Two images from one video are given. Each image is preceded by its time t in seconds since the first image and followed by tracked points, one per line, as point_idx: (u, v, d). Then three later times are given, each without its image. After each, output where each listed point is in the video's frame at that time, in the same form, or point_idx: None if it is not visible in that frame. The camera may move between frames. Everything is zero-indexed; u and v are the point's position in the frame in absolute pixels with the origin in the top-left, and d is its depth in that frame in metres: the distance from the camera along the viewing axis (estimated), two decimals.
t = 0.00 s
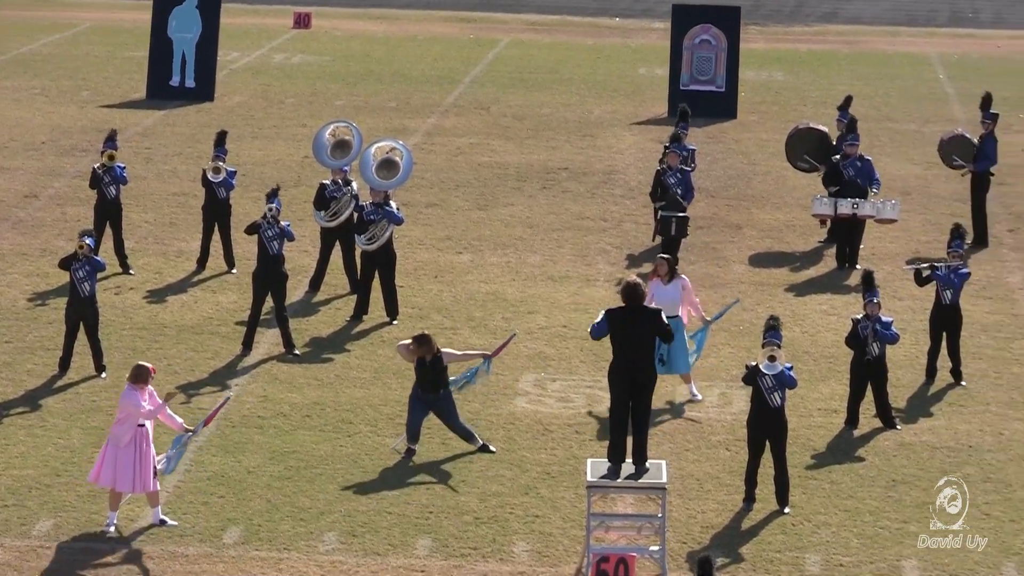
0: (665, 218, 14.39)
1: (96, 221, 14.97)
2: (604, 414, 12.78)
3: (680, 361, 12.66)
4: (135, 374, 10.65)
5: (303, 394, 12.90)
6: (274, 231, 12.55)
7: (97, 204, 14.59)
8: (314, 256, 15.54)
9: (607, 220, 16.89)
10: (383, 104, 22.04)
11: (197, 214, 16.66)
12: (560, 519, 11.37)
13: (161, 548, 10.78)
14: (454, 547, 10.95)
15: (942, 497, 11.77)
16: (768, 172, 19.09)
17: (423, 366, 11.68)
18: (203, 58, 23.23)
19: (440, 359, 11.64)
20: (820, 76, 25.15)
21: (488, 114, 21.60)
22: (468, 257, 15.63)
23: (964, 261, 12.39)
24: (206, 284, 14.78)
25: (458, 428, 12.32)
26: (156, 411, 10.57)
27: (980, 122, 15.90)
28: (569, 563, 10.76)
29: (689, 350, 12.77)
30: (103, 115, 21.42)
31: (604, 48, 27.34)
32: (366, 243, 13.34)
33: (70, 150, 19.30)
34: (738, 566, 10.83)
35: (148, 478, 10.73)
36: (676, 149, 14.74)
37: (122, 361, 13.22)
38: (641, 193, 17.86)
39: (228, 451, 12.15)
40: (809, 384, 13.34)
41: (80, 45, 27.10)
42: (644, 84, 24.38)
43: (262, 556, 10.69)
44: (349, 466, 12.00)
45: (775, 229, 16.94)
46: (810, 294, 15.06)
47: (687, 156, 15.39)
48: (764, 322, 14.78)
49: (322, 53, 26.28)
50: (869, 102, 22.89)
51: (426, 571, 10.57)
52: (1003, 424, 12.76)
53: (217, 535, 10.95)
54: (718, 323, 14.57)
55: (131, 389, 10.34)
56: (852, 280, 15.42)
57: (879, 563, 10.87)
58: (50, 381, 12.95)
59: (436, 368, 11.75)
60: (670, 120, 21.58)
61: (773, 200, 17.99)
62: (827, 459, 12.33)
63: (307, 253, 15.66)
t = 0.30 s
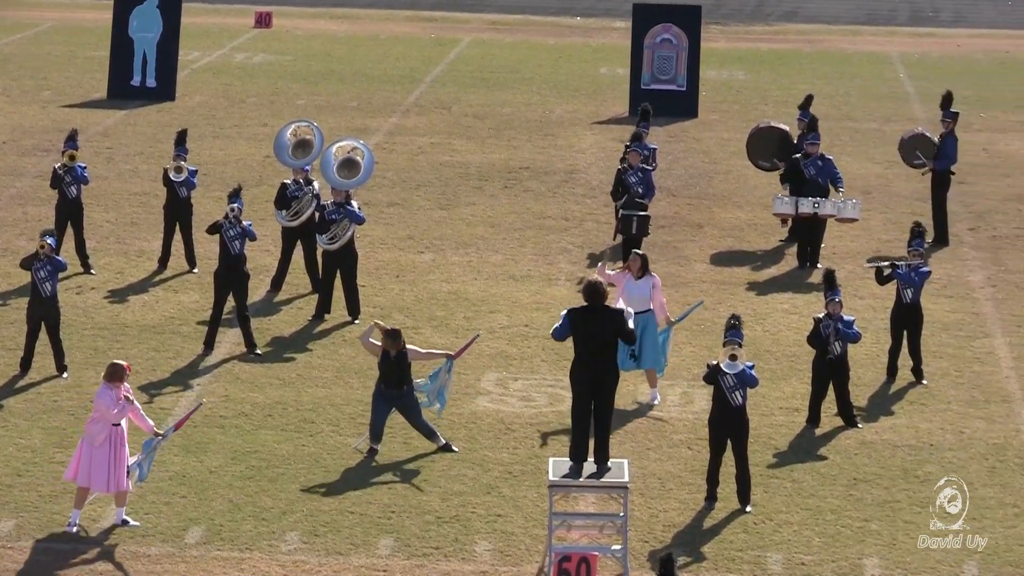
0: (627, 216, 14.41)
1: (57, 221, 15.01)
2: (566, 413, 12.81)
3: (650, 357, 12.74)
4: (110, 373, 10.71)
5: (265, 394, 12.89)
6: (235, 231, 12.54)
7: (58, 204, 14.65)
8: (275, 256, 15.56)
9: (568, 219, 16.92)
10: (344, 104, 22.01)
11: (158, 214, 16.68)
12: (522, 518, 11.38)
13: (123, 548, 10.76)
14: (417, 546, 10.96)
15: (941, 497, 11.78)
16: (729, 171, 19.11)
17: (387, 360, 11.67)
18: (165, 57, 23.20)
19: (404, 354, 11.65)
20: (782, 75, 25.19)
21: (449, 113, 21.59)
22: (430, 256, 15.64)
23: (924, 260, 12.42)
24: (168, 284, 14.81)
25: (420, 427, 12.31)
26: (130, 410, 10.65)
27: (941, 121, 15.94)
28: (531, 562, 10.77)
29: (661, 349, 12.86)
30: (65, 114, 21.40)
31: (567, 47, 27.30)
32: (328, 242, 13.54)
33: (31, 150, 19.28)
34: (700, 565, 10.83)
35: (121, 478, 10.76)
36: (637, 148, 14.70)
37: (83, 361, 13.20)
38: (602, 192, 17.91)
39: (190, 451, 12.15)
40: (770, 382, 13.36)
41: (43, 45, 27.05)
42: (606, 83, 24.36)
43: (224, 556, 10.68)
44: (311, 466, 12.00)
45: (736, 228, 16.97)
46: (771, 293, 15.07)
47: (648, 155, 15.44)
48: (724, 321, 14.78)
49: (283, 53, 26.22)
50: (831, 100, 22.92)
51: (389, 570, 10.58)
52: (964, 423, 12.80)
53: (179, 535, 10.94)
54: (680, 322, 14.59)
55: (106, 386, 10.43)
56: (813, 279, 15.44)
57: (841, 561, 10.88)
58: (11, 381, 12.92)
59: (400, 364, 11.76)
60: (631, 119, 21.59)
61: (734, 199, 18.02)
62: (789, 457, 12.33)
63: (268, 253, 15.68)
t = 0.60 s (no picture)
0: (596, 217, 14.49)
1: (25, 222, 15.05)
2: (535, 413, 12.83)
3: (634, 354, 12.68)
4: (89, 372, 10.69)
5: (235, 394, 12.90)
6: (205, 231, 12.55)
7: (27, 205, 14.73)
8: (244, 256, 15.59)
9: (537, 219, 16.95)
10: (312, 104, 21.96)
11: (126, 214, 16.72)
12: (492, 518, 11.39)
13: (93, 548, 10.76)
14: (386, 546, 10.96)
15: (941, 497, 11.79)
16: (698, 171, 19.11)
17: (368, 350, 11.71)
18: (133, 56, 23.17)
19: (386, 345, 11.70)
20: (750, 75, 24.90)
21: (418, 113, 21.53)
22: (398, 257, 15.64)
23: (892, 259, 12.46)
24: (136, 284, 14.84)
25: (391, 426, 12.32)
26: (107, 410, 10.63)
27: (909, 120, 16.08)
28: (501, 562, 10.79)
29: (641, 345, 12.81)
30: (33, 115, 21.37)
31: (535, 48, 26.87)
32: (297, 242, 13.69)
33: None
34: (668, 564, 10.84)
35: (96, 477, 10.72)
36: (605, 148, 14.74)
37: (52, 361, 13.19)
38: (570, 192, 17.95)
39: (159, 451, 12.15)
40: (739, 382, 13.37)
41: (12, 45, 27.01)
42: (575, 83, 24.26)
43: (194, 556, 10.69)
44: (281, 466, 12.00)
45: (705, 228, 16.99)
46: (740, 293, 15.07)
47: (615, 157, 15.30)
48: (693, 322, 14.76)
49: (252, 53, 25.90)
50: (800, 100, 22.85)
51: (358, 570, 10.58)
52: (932, 422, 12.82)
53: (149, 536, 10.94)
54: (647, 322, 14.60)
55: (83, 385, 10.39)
56: (782, 278, 15.46)
57: (810, 561, 10.89)
58: None
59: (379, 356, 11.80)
60: (599, 119, 21.57)
61: (703, 199, 18.03)
62: (757, 457, 12.34)
63: (237, 254, 15.72)
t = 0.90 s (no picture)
0: (560, 216, 14.48)
1: None
2: (500, 412, 12.85)
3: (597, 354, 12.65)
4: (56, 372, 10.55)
5: (200, 394, 12.89)
6: (166, 231, 12.54)
7: None
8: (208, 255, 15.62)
9: (501, 218, 16.99)
10: (277, 103, 21.88)
11: (91, 214, 16.72)
12: (457, 517, 11.40)
13: (59, 548, 10.74)
14: (352, 546, 10.96)
15: (941, 497, 11.77)
16: (663, 170, 19.14)
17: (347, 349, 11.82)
18: (98, 56, 23.05)
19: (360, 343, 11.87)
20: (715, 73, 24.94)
21: (383, 112, 21.49)
22: (364, 256, 15.67)
23: (855, 258, 12.53)
24: (100, 284, 14.86)
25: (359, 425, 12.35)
26: (70, 410, 10.49)
27: (873, 118, 16.12)
28: (466, 561, 10.80)
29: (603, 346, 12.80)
30: None
31: (500, 46, 26.87)
32: (257, 242, 13.72)
33: None
34: (633, 563, 10.84)
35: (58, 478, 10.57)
36: (571, 147, 14.72)
37: (17, 361, 13.15)
38: (535, 191, 18.00)
39: (125, 451, 12.13)
40: (703, 381, 13.38)
41: None
42: (540, 83, 24.08)
43: (159, 556, 10.68)
44: (246, 465, 12.00)
45: (669, 227, 17.02)
46: (704, 291, 15.10)
47: (581, 154, 15.30)
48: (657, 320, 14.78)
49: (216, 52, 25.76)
50: (763, 100, 22.77)
51: (324, 570, 10.58)
52: (897, 420, 12.85)
53: (114, 536, 10.93)
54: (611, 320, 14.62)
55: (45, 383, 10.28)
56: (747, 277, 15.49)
57: (775, 559, 10.90)
58: None
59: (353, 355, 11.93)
60: (564, 117, 21.57)
61: (667, 198, 18.07)
62: (719, 455, 12.35)
63: (201, 253, 15.74)
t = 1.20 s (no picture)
0: (527, 215, 14.56)
1: None
2: (467, 411, 12.88)
3: (548, 355, 12.56)
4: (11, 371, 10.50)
5: (166, 393, 12.89)
6: (122, 230, 12.57)
7: None
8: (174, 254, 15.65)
9: (468, 216, 17.02)
10: (242, 101, 21.74)
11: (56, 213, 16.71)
12: (424, 516, 11.41)
13: (26, 548, 10.72)
14: (318, 544, 10.96)
15: (941, 497, 11.76)
16: (630, 168, 19.12)
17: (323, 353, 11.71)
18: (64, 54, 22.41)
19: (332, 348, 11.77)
20: (679, 72, 24.62)
21: (349, 110, 21.40)
22: (330, 254, 15.70)
23: (815, 256, 12.62)
24: (66, 283, 14.86)
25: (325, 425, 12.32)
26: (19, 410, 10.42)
27: (838, 116, 16.15)
28: (433, 560, 10.82)
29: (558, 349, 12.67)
30: None
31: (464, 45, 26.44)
32: (214, 239, 13.73)
33: None
34: (599, 561, 10.84)
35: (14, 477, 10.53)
36: (536, 146, 14.75)
37: None
38: (502, 189, 18.03)
39: (91, 450, 12.10)
40: (670, 379, 13.40)
41: None
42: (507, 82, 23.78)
43: (126, 555, 10.68)
44: (213, 464, 11.99)
45: (636, 225, 17.03)
46: (670, 289, 15.13)
47: (546, 153, 15.34)
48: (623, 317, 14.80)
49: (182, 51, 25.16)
50: (728, 97, 22.66)
51: (290, 569, 10.58)
52: (863, 418, 12.87)
53: (81, 535, 10.90)
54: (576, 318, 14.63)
55: None
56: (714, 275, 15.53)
57: (742, 557, 10.92)
58: None
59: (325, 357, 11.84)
60: (530, 116, 21.51)
61: (634, 196, 18.07)
62: (680, 453, 12.36)
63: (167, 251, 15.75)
